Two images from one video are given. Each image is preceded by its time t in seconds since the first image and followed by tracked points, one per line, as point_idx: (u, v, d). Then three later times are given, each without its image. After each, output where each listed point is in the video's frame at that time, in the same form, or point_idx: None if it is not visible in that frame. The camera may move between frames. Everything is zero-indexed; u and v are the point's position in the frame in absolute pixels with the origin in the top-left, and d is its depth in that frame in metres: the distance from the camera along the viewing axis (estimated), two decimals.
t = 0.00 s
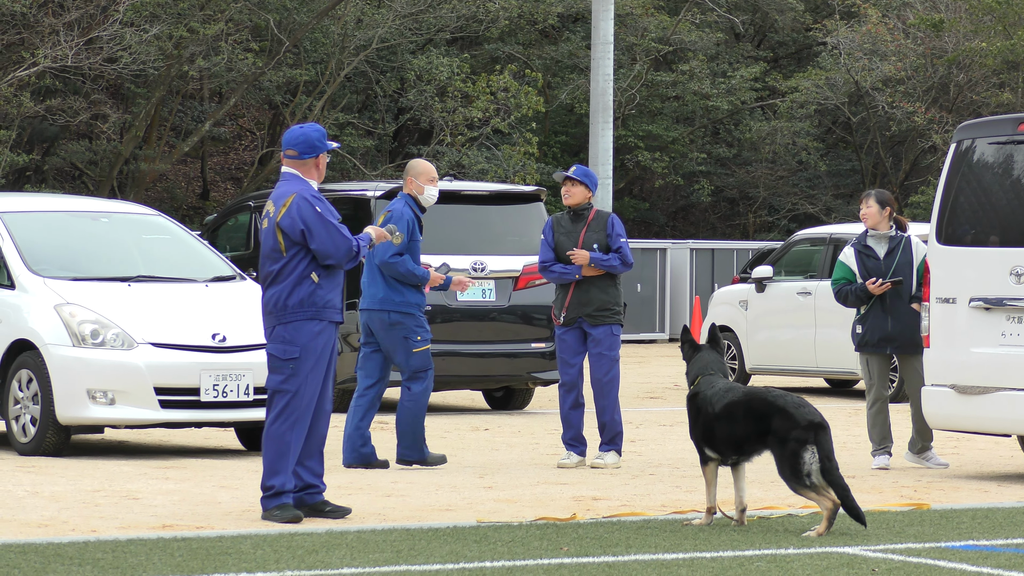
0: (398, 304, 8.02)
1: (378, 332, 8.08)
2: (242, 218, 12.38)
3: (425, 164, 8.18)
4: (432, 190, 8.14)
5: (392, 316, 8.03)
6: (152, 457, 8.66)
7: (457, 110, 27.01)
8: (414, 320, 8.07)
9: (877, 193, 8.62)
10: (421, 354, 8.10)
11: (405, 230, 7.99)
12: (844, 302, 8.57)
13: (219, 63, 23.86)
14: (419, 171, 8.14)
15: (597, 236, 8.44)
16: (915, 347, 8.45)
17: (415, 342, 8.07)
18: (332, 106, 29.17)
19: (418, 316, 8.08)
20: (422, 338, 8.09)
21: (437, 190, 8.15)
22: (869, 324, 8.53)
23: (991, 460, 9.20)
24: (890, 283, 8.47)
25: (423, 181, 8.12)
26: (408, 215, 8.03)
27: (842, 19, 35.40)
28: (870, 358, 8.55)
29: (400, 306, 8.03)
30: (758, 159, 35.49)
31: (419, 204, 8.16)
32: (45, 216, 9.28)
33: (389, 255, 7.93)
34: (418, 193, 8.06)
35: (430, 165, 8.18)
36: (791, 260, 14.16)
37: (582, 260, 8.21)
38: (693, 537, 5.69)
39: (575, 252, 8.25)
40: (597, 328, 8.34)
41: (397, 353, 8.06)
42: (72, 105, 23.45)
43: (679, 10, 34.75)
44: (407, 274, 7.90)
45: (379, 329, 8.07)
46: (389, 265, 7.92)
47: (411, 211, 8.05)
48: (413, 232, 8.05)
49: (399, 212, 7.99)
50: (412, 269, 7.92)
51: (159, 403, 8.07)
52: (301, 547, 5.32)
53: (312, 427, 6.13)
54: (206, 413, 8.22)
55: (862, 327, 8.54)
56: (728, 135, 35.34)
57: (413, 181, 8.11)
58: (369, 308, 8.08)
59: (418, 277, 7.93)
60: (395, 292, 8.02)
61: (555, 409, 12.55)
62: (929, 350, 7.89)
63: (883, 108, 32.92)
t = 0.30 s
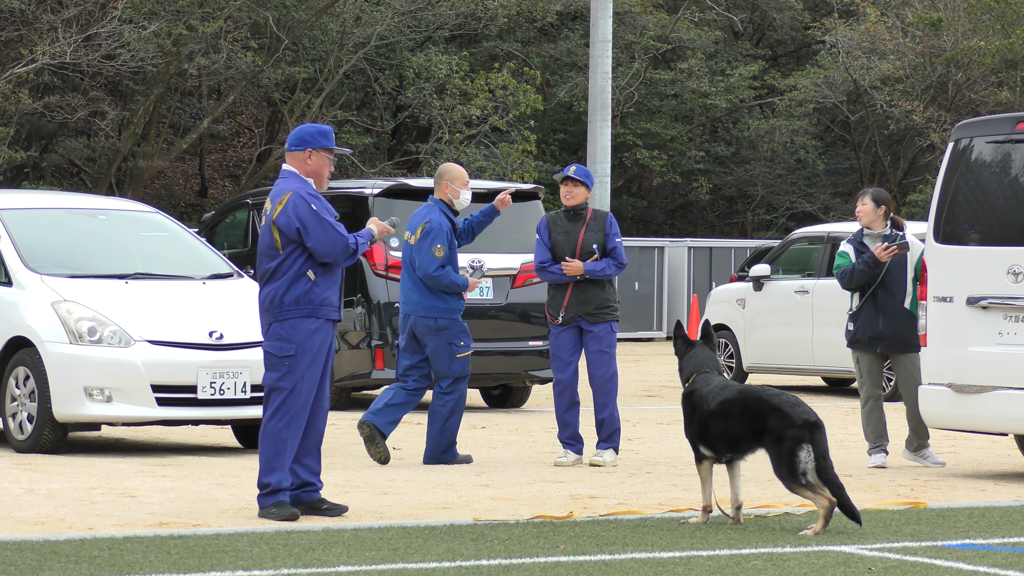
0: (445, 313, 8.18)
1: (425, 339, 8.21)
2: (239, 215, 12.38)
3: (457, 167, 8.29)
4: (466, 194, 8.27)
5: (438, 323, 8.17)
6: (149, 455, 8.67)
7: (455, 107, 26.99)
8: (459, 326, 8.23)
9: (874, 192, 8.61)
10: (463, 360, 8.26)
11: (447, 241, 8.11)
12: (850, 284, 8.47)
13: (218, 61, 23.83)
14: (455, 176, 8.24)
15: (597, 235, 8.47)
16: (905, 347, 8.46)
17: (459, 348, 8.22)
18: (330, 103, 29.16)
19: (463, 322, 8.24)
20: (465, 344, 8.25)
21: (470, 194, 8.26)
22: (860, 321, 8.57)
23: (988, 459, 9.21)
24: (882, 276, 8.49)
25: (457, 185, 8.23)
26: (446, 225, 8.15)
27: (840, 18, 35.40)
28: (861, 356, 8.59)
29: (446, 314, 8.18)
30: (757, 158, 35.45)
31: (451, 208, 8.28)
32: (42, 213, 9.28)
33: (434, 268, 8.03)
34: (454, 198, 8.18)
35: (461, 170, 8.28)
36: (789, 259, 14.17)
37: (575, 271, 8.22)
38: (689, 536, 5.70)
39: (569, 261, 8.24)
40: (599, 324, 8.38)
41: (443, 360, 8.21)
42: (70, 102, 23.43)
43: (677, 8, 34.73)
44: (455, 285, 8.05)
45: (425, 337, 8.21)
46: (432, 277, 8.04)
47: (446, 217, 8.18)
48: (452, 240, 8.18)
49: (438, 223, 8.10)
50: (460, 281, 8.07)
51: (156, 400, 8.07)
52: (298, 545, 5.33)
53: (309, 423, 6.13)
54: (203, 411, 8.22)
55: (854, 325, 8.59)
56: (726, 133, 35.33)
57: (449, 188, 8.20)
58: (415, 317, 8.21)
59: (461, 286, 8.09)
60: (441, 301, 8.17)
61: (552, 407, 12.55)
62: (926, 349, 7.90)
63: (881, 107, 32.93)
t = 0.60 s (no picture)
0: (463, 307, 8.27)
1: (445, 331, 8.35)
2: (235, 214, 12.37)
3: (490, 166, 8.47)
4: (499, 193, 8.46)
5: (454, 317, 8.28)
6: (145, 453, 8.66)
7: (451, 106, 27.00)
8: (476, 324, 8.30)
9: (868, 190, 8.60)
10: (473, 356, 8.29)
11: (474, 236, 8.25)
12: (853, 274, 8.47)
13: (214, 61, 23.84)
14: (488, 173, 8.41)
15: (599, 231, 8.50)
16: (898, 345, 8.45)
17: (470, 345, 8.28)
18: (326, 101, 29.14)
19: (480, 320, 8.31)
20: (478, 343, 8.31)
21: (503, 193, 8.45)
22: (854, 317, 8.54)
23: (983, 457, 9.22)
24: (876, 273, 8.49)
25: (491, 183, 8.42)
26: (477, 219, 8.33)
27: (836, 16, 35.43)
28: (856, 354, 8.60)
29: (464, 309, 8.28)
30: (752, 156, 35.45)
31: (484, 206, 8.48)
32: (38, 211, 9.27)
33: (464, 263, 8.16)
34: (487, 194, 8.38)
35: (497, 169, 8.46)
36: (784, 257, 14.19)
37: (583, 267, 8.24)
38: (685, 534, 5.71)
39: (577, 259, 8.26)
40: (606, 320, 8.42)
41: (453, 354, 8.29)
42: (66, 100, 23.43)
43: (673, 7, 34.76)
44: (474, 279, 8.15)
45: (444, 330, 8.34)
46: (461, 271, 8.15)
47: (477, 213, 8.36)
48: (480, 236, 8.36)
49: (466, 217, 8.30)
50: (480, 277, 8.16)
51: (152, 399, 8.07)
52: (294, 543, 5.33)
53: (304, 422, 6.14)
54: (199, 409, 8.23)
55: (848, 320, 8.57)
56: (721, 132, 35.36)
57: (481, 184, 8.41)
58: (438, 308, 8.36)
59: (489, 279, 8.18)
60: (460, 295, 8.27)
61: (547, 406, 12.56)
62: (922, 348, 7.91)
63: (877, 105, 32.96)
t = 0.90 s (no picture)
0: (490, 307, 8.37)
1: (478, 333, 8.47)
2: (230, 215, 12.37)
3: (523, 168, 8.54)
4: (530, 195, 8.51)
5: (485, 319, 8.39)
6: (140, 455, 8.66)
7: (446, 107, 27.02)
8: (507, 323, 8.40)
9: (865, 191, 8.66)
10: (510, 355, 8.44)
11: (495, 236, 8.33)
12: (837, 289, 8.53)
13: (209, 62, 23.82)
14: (519, 175, 8.49)
15: (622, 234, 8.51)
16: (896, 346, 8.47)
17: (505, 344, 8.41)
18: (321, 102, 29.14)
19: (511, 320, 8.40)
20: (512, 341, 8.42)
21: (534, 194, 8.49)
22: (853, 321, 8.57)
23: (978, 457, 9.24)
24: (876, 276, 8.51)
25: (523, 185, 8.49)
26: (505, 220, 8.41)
27: (831, 16, 35.46)
28: (853, 355, 8.61)
29: (491, 309, 8.38)
30: (747, 156, 35.49)
31: (517, 208, 8.57)
32: (33, 213, 9.27)
33: (474, 259, 8.30)
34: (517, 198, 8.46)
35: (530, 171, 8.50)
36: (779, 257, 14.20)
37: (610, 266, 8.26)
38: (680, 535, 5.71)
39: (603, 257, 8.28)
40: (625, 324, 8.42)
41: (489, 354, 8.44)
42: (61, 102, 23.42)
43: (668, 8, 34.82)
44: (487, 280, 8.23)
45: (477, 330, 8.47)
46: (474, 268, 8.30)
47: (507, 216, 8.44)
48: (505, 237, 8.41)
49: (492, 217, 8.38)
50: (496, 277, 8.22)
51: (147, 400, 8.07)
52: (289, 544, 5.34)
53: (299, 423, 6.14)
54: (194, 411, 8.22)
55: (846, 324, 8.60)
56: (716, 132, 35.42)
57: (511, 185, 8.49)
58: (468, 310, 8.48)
59: (504, 289, 8.19)
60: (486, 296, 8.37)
61: (543, 407, 12.57)
62: (917, 348, 7.92)
63: (872, 106, 33.01)
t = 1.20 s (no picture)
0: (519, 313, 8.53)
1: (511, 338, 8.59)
2: (218, 219, 12.37)
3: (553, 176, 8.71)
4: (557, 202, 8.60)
5: (519, 323, 8.54)
6: (128, 459, 8.64)
7: (434, 111, 27.06)
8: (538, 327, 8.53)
9: (857, 196, 8.68)
10: (543, 361, 8.55)
11: (518, 241, 8.53)
12: (820, 302, 8.62)
13: (196, 66, 23.83)
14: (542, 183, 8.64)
15: (642, 240, 8.52)
16: (887, 350, 8.52)
17: (540, 349, 8.54)
18: (309, 106, 29.15)
19: (544, 323, 8.54)
20: (545, 344, 8.54)
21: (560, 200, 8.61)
22: (843, 326, 8.62)
23: (965, 461, 9.28)
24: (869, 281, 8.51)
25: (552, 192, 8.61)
26: (531, 225, 8.60)
27: (819, 21, 35.58)
28: (844, 359, 8.64)
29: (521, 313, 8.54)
30: (735, 160, 35.56)
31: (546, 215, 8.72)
32: (21, 217, 9.26)
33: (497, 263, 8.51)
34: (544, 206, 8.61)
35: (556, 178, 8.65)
36: (767, 262, 14.25)
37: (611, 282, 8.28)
38: (668, 539, 5.73)
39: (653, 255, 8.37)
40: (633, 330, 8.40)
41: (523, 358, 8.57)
42: (49, 106, 23.40)
43: (656, 12, 34.93)
44: (507, 286, 8.40)
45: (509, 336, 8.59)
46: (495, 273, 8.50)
47: (536, 223, 8.62)
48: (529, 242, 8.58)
49: (517, 224, 8.58)
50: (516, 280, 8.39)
51: (135, 405, 8.06)
52: (277, 549, 5.34)
53: (287, 426, 6.14)
54: (182, 415, 8.22)
55: (837, 329, 8.63)
56: (704, 137, 35.50)
57: (534, 192, 8.68)
58: (499, 316, 8.64)
59: (521, 296, 8.36)
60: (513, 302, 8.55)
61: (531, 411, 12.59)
62: (904, 352, 7.96)
63: (860, 110, 33.13)
